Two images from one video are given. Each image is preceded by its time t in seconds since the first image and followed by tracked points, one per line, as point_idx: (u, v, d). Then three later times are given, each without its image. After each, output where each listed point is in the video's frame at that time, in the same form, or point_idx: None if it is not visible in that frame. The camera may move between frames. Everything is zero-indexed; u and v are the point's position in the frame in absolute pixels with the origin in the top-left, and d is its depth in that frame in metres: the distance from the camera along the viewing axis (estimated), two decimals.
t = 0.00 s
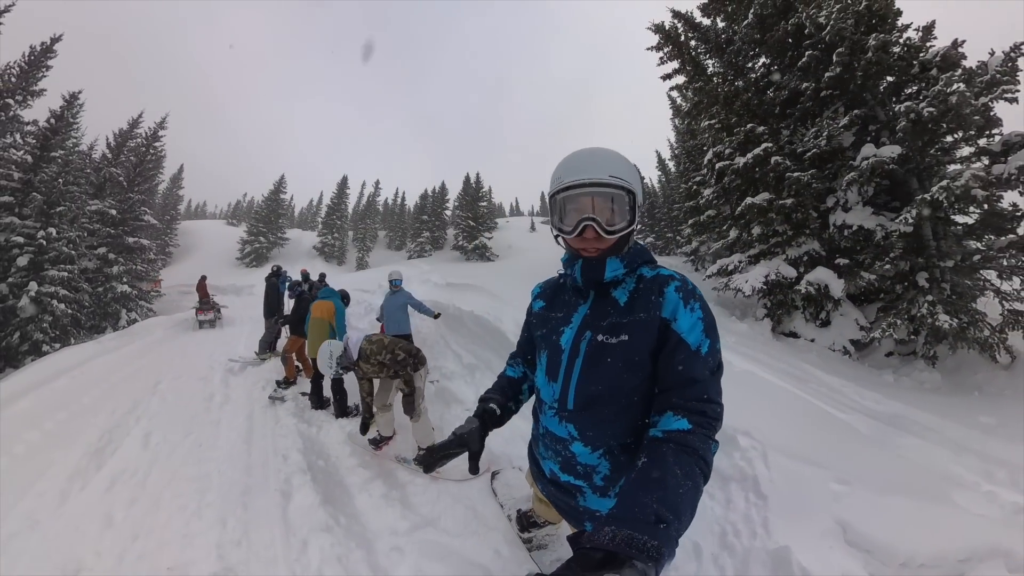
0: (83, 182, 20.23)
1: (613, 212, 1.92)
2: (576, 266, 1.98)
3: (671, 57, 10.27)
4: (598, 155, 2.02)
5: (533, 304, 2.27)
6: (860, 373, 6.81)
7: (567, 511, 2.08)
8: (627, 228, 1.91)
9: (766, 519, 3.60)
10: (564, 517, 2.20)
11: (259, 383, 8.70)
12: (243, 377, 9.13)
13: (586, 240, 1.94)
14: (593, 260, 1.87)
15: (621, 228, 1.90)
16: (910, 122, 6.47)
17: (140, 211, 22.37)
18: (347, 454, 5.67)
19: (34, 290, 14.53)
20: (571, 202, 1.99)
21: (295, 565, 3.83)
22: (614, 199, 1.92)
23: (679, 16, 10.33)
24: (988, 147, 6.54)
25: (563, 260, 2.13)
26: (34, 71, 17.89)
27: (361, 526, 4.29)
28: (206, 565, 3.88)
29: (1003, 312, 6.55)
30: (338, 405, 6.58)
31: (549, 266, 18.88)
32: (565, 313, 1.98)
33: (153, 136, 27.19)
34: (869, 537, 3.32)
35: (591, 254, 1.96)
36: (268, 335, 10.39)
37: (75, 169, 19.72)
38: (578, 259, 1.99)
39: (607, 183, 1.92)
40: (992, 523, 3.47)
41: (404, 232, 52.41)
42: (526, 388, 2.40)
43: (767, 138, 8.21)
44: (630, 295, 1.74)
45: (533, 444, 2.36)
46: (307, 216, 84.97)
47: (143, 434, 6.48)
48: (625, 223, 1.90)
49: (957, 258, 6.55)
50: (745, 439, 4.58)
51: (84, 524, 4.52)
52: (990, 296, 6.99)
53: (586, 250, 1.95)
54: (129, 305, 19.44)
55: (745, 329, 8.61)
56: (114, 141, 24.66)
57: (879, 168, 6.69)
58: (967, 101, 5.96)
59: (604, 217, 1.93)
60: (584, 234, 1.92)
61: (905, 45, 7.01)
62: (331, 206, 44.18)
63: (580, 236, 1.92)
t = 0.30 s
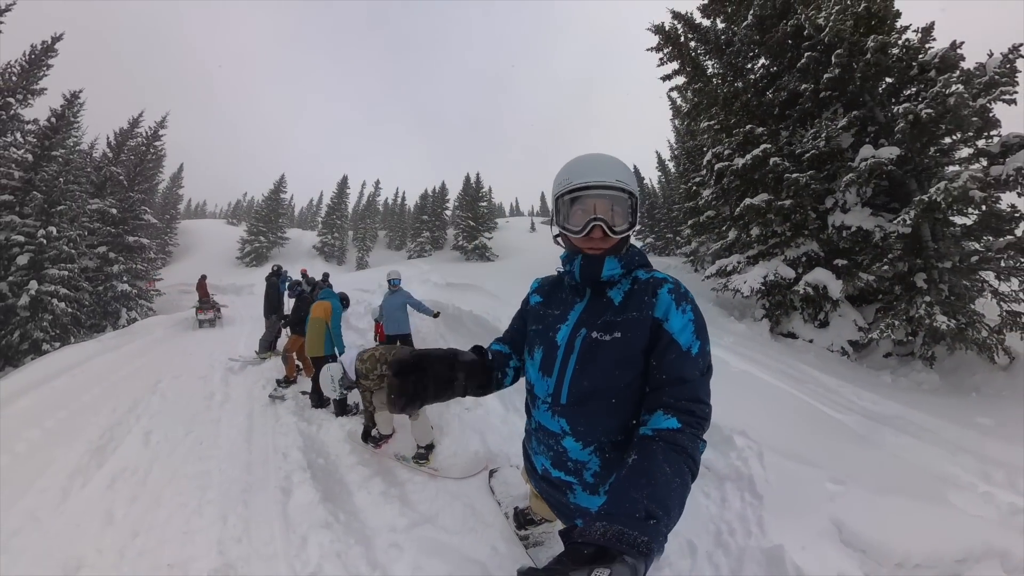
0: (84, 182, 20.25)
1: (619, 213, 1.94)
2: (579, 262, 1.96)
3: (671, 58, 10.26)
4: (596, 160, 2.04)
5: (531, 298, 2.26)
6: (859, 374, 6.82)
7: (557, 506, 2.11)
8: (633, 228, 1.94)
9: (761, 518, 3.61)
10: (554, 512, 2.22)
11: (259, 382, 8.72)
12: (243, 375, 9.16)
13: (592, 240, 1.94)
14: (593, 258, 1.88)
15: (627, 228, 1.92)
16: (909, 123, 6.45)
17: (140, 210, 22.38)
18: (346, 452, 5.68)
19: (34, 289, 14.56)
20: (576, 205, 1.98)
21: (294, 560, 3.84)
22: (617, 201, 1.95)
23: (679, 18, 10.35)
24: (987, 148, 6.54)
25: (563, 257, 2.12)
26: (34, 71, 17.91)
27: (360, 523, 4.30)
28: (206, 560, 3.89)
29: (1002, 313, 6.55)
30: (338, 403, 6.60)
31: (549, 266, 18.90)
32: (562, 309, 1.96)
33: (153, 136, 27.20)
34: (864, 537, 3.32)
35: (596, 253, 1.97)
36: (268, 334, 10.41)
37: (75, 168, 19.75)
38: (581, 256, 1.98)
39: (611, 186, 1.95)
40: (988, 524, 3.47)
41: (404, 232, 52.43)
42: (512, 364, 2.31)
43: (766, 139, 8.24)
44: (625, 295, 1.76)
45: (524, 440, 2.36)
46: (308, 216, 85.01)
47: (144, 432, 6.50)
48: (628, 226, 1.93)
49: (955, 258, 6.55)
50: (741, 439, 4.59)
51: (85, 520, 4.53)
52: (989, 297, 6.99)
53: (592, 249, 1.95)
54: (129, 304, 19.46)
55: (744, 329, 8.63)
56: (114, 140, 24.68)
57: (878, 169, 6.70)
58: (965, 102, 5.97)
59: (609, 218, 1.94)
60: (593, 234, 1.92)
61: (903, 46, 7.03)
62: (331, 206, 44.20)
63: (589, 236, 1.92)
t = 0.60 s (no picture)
0: (84, 181, 20.29)
1: (598, 221, 1.86)
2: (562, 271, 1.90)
3: (670, 58, 10.19)
4: (576, 162, 1.90)
5: (507, 302, 2.12)
6: (858, 377, 6.77)
7: (537, 515, 2.07)
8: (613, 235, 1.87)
9: (753, 525, 3.57)
10: (534, 521, 2.18)
11: (257, 382, 8.70)
12: (241, 375, 9.15)
13: (574, 247, 1.86)
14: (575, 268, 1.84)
15: (608, 236, 1.86)
16: (909, 123, 6.38)
17: (140, 210, 22.41)
18: (342, 452, 5.65)
19: (34, 289, 14.58)
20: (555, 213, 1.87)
21: (289, 558, 3.81)
22: (596, 208, 1.85)
23: (678, 17, 10.30)
24: (987, 149, 6.48)
25: (542, 266, 2.02)
26: (35, 70, 17.95)
27: (354, 523, 4.27)
28: (200, 558, 3.87)
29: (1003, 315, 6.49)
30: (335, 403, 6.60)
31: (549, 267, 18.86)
32: (541, 318, 1.90)
33: (153, 135, 27.21)
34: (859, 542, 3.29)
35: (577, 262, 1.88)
36: (266, 334, 10.39)
37: (75, 168, 19.77)
38: (562, 265, 1.90)
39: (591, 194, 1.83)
40: (986, 532, 3.42)
41: (404, 232, 52.43)
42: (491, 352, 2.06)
43: (765, 140, 8.19)
44: (606, 305, 1.75)
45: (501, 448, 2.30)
46: (308, 216, 84.96)
47: (142, 431, 6.48)
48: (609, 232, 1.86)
49: (955, 260, 6.50)
50: (736, 444, 4.54)
51: (80, 519, 4.51)
52: (989, 300, 6.93)
53: (574, 258, 1.87)
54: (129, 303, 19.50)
55: (743, 330, 8.58)
56: (115, 140, 24.70)
57: (878, 169, 6.63)
58: (966, 102, 5.92)
59: (589, 225, 1.86)
60: (571, 242, 1.84)
61: (904, 46, 6.96)
62: (331, 207, 44.23)
63: (569, 243, 1.84)
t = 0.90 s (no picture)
0: (84, 180, 20.30)
1: (583, 226, 1.89)
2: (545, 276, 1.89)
3: (670, 58, 10.14)
4: (563, 170, 1.96)
5: (495, 305, 2.09)
6: (859, 378, 6.72)
7: (525, 518, 2.03)
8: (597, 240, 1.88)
9: (752, 529, 3.53)
10: (522, 524, 2.14)
11: (255, 382, 8.68)
12: (240, 375, 9.13)
13: (555, 252, 1.88)
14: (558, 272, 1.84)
15: (592, 241, 1.86)
16: (910, 123, 6.33)
17: (140, 209, 22.40)
18: (339, 452, 5.63)
19: (34, 287, 14.58)
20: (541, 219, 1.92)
21: (284, 559, 3.79)
22: (580, 213, 1.89)
23: (679, 17, 10.25)
24: (989, 149, 6.43)
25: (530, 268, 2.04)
26: (35, 69, 17.95)
27: (349, 524, 4.24)
28: (195, 559, 3.84)
29: (1004, 317, 6.44)
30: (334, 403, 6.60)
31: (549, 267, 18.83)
32: (528, 320, 1.87)
33: (153, 135, 27.19)
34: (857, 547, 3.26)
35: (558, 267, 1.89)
36: (265, 334, 10.36)
37: (75, 167, 19.77)
38: (548, 269, 1.90)
39: (574, 200, 1.88)
40: (986, 538, 3.39)
41: (405, 232, 52.41)
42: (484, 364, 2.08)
43: (765, 140, 8.17)
44: (592, 309, 1.71)
45: (490, 451, 2.27)
46: (309, 215, 84.98)
47: (140, 430, 6.46)
48: (592, 240, 1.86)
49: (956, 261, 6.45)
50: (735, 446, 4.50)
51: (76, 518, 4.49)
52: (990, 302, 6.87)
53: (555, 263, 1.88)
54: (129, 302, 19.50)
55: (743, 331, 8.54)
56: (114, 139, 24.68)
57: (879, 169, 6.59)
58: (966, 102, 5.89)
59: (573, 230, 1.88)
60: (554, 246, 1.86)
61: (905, 45, 6.89)
62: (331, 206, 44.23)
63: (550, 247, 1.86)
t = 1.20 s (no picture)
0: (84, 179, 20.28)
1: (584, 218, 1.88)
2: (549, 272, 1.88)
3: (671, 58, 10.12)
4: (564, 168, 1.99)
5: (502, 311, 2.13)
6: (859, 379, 6.72)
7: (532, 519, 2.04)
8: (600, 232, 1.87)
9: (754, 531, 3.53)
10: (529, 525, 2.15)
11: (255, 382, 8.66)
12: (239, 375, 9.11)
13: (557, 245, 1.87)
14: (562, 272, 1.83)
15: (594, 234, 1.86)
16: (911, 125, 6.32)
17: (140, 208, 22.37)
18: (339, 454, 5.62)
19: (34, 286, 14.56)
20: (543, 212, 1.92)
21: (283, 562, 3.78)
22: (582, 205, 1.89)
23: (680, 18, 10.25)
24: (989, 151, 6.43)
25: (533, 268, 2.04)
26: (35, 68, 17.93)
27: (349, 526, 4.24)
28: (195, 561, 3.83)
29: (1005, 318, 6.44)
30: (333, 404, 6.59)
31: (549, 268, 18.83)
32: (533, 324, 1.89)
33: (153, 134, 27.16)
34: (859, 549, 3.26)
35: (562, 261, 1.88)
36: (264, 334, 10.34)
37: (75, 165, 19.75)
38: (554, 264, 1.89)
39: (576, 192, 1.87)
40: (988, 539, 3.38)
41: (405, 231, 52.38)
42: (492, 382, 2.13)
43: (766, 141, 8.17)
44: (596, 311, 1.70)
45: (497, 453, 2.29)
46: (309, 214, 84.94)
47: (139, 430, 6.44)
48: (593, 232, 1.85)
49: (957, 262, 6.45)
50: (736, 448, 4.50)
51: (75, 519, 4.47)
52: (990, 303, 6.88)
53: (558, 256, 1.88)
54: (129, 301, 19.48)
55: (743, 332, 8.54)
56: (114, 138, 24.65)
57: (880, 171, 6.59)
58: (967, 104, 5.91)
59: (575, 222, 1.87)
60: (556, 239, 1.85)
61: (906, 47, 6.91)
62: (331, 206, 44.22)
63: (552, 239, 1.86)
